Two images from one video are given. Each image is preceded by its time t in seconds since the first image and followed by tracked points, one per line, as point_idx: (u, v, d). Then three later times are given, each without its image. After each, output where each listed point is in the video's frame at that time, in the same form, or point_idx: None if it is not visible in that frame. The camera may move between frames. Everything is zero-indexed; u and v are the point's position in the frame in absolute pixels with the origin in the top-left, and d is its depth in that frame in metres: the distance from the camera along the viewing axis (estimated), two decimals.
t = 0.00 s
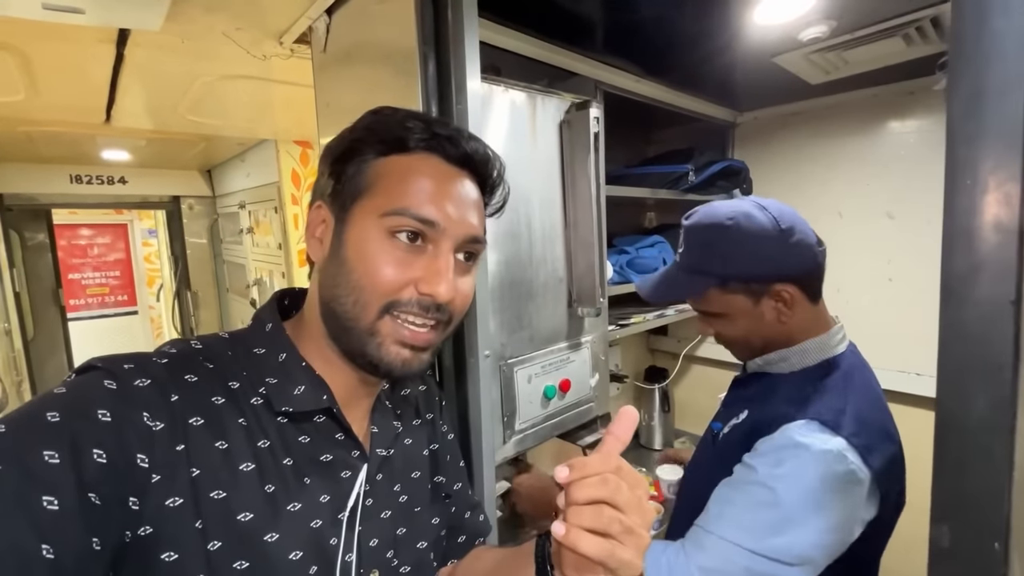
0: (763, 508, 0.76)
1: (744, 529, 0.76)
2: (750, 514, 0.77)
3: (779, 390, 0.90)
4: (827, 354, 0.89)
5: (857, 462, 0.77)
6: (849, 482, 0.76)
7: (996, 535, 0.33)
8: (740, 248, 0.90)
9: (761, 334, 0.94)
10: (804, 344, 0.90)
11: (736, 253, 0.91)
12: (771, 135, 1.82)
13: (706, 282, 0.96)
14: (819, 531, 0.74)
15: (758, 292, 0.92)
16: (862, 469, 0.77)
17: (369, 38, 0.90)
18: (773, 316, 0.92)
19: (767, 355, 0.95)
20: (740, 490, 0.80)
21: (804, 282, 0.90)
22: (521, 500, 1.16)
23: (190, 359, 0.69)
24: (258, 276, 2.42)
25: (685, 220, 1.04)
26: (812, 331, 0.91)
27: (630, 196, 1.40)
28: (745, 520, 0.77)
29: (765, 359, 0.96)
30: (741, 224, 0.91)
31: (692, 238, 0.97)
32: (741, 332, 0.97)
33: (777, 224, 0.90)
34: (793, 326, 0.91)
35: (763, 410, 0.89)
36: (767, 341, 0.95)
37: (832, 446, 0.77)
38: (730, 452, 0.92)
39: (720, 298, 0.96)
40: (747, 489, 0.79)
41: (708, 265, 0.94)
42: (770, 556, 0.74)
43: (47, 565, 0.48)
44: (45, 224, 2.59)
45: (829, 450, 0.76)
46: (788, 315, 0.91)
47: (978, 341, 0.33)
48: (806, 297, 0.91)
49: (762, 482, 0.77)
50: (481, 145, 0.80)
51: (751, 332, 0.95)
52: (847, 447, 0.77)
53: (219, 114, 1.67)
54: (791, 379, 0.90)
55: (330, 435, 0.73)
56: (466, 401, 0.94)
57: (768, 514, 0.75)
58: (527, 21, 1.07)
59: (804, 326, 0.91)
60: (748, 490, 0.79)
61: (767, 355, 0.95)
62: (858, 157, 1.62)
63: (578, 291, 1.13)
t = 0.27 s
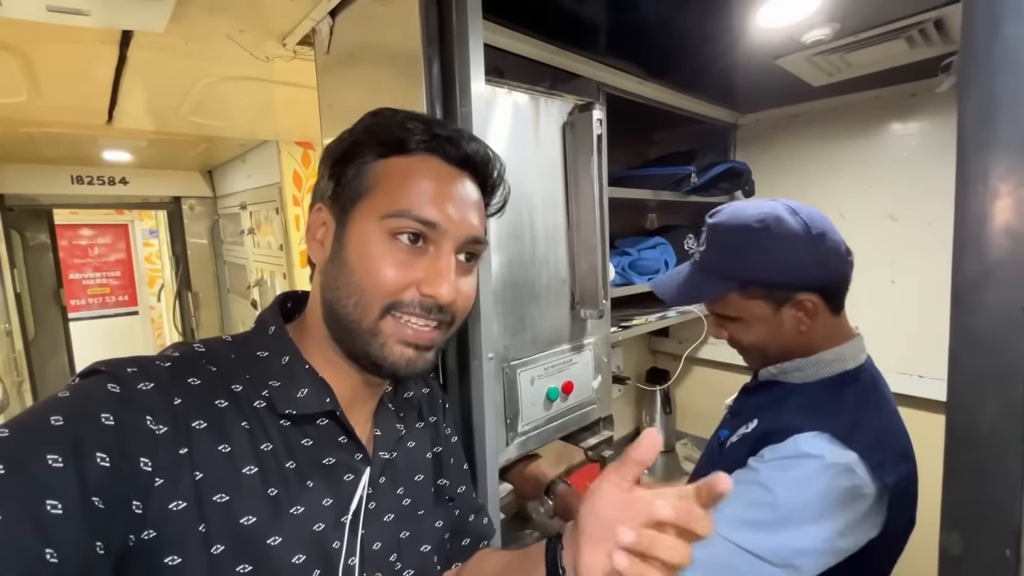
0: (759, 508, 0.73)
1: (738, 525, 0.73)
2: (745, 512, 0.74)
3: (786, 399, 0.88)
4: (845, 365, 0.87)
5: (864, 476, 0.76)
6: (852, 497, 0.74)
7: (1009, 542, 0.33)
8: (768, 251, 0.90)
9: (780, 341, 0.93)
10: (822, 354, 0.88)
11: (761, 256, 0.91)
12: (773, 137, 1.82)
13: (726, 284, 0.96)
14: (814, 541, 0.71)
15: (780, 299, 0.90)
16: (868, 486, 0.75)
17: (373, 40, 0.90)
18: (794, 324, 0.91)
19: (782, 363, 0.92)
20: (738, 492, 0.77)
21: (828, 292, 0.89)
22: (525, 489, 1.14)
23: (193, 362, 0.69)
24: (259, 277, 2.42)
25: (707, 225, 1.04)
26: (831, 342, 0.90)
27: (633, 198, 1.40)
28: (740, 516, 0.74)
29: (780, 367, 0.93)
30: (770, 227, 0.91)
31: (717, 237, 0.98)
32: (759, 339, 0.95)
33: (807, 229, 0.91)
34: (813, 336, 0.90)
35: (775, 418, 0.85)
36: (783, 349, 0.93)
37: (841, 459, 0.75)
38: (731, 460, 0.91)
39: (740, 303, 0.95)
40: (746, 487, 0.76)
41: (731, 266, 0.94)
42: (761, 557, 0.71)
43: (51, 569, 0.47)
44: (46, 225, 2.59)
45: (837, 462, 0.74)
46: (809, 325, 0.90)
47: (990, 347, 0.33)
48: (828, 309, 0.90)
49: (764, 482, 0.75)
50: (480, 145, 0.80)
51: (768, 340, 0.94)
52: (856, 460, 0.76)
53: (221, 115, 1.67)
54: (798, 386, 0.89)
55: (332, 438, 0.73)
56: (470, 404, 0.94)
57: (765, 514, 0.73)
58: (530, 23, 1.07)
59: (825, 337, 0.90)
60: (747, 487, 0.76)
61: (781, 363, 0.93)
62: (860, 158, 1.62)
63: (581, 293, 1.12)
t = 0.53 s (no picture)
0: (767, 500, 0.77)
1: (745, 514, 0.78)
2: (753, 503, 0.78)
3: (789, 401, 0.88)
4: (854, 370, 0.87)
5: (872, 477, 0.78)
6: (860, 497, 0.77)
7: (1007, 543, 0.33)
8: (795, 245, 0.87)
9: (790, 338, 0.91)
10: (832, 356, 0.87)
11: (784, 248, 0.88)
12: (773, 138, 1.82)
13: (745, 271, 0.94)
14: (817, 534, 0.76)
15: (795, 296, 0.88)
16: (875, 486, 0.77)
17: (374, 41, 0.90)
18: (805, 322, 0.90)
19: (791, 363, 0.91)
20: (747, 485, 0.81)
21: (846, 294, 0.87)
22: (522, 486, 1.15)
23: (192, 364, 0.69)
24: (259, 278, 2.42)
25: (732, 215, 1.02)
26: (840, 344, 0.89)
27: (633, 199, 1.40)
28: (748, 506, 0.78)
29: (789, 367, 0.92)
30: (799, 216, 0.89)
31: (742, 225, 0.96)
32: (768, 332, 0.93)
33: (837, 225, 0.88)
34: (823, 337, 0.88)
35: (781, 420, 0.85)
36: (791, 347, 0.92)
37: (852, 463, 0.77)
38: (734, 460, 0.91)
39: (755, 291, 0.93)
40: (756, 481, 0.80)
41: (752, 256, 0.92)
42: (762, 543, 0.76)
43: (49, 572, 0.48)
44: (46, 225, 2.59)
45: (847, 465, 0.76)
46: (820, 324, 0.89)
47: (988, 350, 0.33)
48: (842, 311, 0.89)
49: (771, 477, 0.78)
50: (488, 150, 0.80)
51: (776, 336, 0.92)
52: (867, 463, 0.77)
53: (222, 116, 1.67)
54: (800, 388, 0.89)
55: (332, 440, 0.73)
56: (470, 405, 0.94)
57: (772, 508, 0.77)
58: (531, 24, 1.07)
59: (836, 338, 0.89)
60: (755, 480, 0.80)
61: (790, 363, 0.92)
62: (860, 160, 1.62)
63: (581, 294, 1.12)
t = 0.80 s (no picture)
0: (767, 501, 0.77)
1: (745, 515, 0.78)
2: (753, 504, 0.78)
3: (790, 401, 0.88)
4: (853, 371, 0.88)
5: (873, 479, 0.77)
6: (861, 500, 0.77)
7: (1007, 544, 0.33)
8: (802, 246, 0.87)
9: (791, 337, 0.91)
10: (832, 357, 0.88)
11: (793, 250, 0.87)
12: (773, 141, 1.82)
13: (748, 269, 0.93)
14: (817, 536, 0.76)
15: (798, 296, 0.88)
16: (876, 487, 0.77)
17: (377, 44, 0.91)
18: (805, 322, 0.90)
19: (791, 363, 0.91)
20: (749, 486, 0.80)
21: (848, 296, 0.87)
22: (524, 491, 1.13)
23: (193, 365, 0.69)
24: (260, 279, 2.42)
25: (739, 212, 1.01)
26: (839, 344, 0.90)
27: (634, 201, 1.41)
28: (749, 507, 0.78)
29: (788, 367, 0.92)
30: (807, 219, 0.88)
31: (747, 224, 0.94)
32: (768, 331, 0.93)
33: (844, 227, 0.88)
34: (823, 337, 0.89)
35: (782, 421, 0.85)
36: (790, 346, 0.92)
37: (853, 466, 0.77)
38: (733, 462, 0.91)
39: (758, 289, 0.92)
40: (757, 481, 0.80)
41: (757, 254, 0.91)
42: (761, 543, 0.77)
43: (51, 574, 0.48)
44: (48, 226, 2.60)
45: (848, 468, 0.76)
46: (821, 325, 0.89)
47: (987, 352, 0.33)
48: (843, 313, 0.89)
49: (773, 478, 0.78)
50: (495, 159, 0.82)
51: (776, 334, 0.92)
52: (869, 467, 0.77)
53: (224, 118, 1.68)
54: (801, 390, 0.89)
55: (333, 441, 0.73)
56: (471, 406, 0.95)
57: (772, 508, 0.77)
58: (533, 27, 1.07)
59: (836, 339, 0.89)
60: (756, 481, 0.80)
61: (790, 363, 0.92)
62: (861, 162, 1.63)
63: (582, 296, 1.13)
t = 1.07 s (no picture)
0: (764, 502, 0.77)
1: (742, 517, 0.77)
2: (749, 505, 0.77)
3: (786, 401, 0.88)
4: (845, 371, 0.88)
5: (867, 478, 0.78)
6: (854, 497, 0.77)
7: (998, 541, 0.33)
8: (793, 243, 0.87)
9: (783, 335, 0.91)
10: (824, 357, 0.88)
11: (784, 248, 0.87)
12: (773, 143, 1.82)
13: (740, 267, 0.93)
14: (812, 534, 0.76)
15: (790, 294, 0.88)
16: (870, 485, 0.78)
17: (377, 45, 0.91)
18: (796, 321, 0.90)
19: (783, 364, 0.91)
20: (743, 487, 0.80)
21: (839, 294, 0.87)
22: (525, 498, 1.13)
23: (192, 363, 0.69)
24: (262, 280, 2.43)
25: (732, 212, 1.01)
26: (831, 343, 0.89)
27: (634, 203, 1.41)
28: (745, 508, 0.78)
29: (780, 367, 0.92)
30: (799, 217, 0.88)
31: (740, 224, 0.94)
32: (761, 329, 0.93)
33: (836, 226, 0.88)
34: (814, 335, 0.89)
35: (776, 422, 0.85)
36: (781, 344, 0.92)
37: (848, 464, 0.77)
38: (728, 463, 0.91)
39: (750, 288, 0.93)
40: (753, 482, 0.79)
41: (750, 253, 0.91)
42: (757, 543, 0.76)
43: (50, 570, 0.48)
44: (50, 227, 2.61)
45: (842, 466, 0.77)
46: (811, 323, 0.89)
47: (977, 349, 0.33)
48: (834, 312, 0.89)
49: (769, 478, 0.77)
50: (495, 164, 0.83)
51: (767, 332, 0.93)
52: (862, 465, 0.78)
53: (226, 119, 1.69)
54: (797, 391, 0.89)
55: (331, 439, 0.73)
56: (470, 406, 0.95)
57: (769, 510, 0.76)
58: (532, 28, 1.08)
59: (827, 338, 0.89)
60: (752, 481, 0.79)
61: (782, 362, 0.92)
62: (861, 164, 1.63)
63: (581, 296, 1.13)
